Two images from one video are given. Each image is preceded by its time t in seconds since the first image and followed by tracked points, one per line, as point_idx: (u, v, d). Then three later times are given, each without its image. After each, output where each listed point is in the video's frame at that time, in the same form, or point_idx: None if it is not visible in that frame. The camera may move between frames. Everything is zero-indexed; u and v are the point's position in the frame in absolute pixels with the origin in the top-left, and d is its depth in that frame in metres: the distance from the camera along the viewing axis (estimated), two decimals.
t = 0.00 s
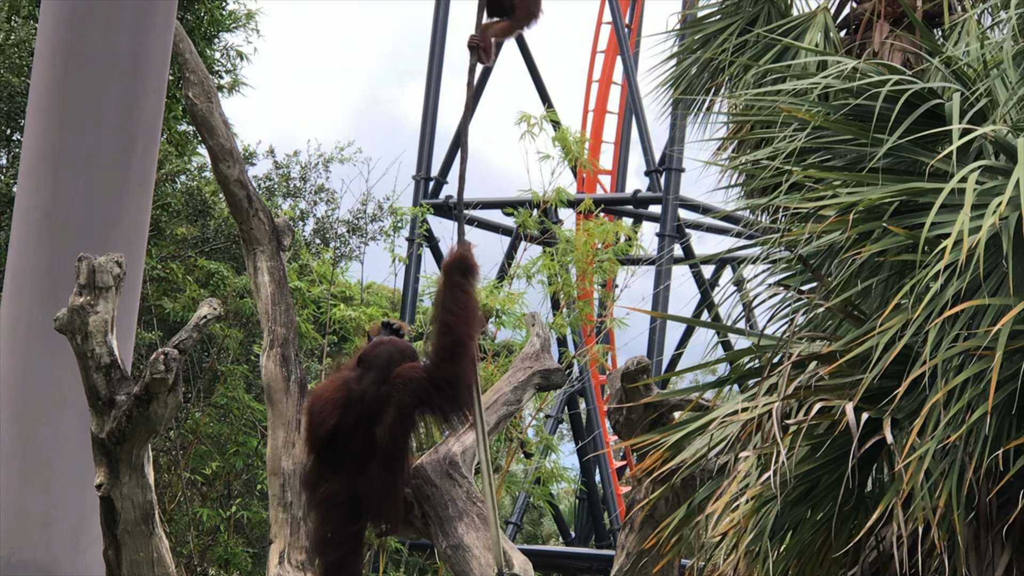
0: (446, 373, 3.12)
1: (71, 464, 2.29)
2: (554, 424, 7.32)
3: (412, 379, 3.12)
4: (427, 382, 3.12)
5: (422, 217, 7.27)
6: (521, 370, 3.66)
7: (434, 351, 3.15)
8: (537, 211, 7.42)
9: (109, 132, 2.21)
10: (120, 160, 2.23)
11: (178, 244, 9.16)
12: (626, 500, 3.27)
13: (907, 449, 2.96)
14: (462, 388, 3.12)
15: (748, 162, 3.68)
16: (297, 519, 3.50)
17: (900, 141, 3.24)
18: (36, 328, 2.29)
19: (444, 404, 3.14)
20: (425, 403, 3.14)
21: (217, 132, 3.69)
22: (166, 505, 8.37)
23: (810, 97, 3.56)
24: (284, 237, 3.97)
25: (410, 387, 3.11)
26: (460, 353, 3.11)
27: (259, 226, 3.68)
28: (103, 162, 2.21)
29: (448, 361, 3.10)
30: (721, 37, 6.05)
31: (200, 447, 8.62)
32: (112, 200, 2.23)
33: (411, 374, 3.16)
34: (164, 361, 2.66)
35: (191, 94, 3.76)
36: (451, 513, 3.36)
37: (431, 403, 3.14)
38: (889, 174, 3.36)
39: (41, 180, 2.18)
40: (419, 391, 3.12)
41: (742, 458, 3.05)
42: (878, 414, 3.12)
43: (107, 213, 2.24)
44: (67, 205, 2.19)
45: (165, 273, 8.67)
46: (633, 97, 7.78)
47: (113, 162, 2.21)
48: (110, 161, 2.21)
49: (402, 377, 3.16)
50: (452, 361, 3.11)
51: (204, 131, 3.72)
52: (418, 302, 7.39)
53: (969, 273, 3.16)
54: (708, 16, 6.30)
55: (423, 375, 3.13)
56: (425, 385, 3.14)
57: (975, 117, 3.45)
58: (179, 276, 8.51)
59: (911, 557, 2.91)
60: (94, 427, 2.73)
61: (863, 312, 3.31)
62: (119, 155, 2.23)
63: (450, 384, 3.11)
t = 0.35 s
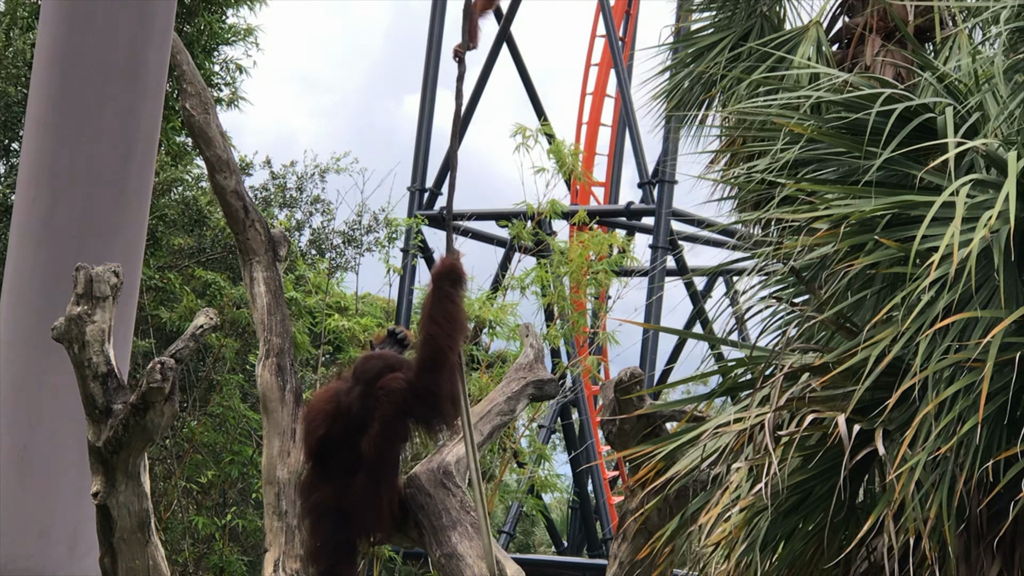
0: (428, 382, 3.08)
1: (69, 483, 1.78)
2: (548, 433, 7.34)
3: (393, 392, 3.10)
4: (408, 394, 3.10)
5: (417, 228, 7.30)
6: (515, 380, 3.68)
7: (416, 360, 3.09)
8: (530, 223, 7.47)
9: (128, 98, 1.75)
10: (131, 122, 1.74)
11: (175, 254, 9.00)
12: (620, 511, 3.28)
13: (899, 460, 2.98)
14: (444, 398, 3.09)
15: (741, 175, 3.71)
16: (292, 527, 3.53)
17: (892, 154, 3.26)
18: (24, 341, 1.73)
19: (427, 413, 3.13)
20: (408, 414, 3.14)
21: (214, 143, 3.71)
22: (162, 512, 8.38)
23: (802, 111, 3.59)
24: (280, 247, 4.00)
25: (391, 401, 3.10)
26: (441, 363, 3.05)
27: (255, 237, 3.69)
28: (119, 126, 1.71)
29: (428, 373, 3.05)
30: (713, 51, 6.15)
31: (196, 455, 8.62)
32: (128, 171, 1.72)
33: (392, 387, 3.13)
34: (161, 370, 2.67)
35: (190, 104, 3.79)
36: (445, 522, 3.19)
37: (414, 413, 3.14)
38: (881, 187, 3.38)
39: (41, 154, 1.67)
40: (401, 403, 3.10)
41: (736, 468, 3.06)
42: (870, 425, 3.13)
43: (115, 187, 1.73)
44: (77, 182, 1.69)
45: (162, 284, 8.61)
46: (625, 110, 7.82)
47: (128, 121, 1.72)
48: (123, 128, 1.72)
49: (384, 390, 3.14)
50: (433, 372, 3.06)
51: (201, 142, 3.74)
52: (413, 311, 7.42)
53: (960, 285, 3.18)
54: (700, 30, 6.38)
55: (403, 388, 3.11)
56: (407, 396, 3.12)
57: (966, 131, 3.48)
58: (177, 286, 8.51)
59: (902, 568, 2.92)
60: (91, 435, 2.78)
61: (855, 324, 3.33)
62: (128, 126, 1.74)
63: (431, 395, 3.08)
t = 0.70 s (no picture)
0: (433, 389, 3.19)
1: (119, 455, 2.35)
2: (545, 438, 7.79)
3: (402, 399, 3.20)
4: (415, 400, 3.20)
5: (428, 253, 7.70)
6: (515, 389, 4.06)
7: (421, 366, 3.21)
8: (530, 249, 7.87)
9: (161, 123, 2.19)
10: (171, 152, 2.20)
11: (212, 276, 9.81)
12: (609, 505, 3.64)
13: (858, 461, 3.35)
14: (449, 403, 3.21)
15: (720, 207, 4.11)
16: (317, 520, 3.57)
17: (851, 189, 3.67)
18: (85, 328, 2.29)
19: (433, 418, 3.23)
20: (415, 419, 3.23)
21: (248, 176, 3.82)
22: (201, 506, 9.06)
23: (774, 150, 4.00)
24: (307, 270, 4.03)
25: (400, 408, 3.19)
26: (446, 369, 3.18)
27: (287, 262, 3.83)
28: (155, 155, 2.18)
29: (434, 379, 3.16)
30: (692, 96, 6.71)
31: (231, 455, 9.32)
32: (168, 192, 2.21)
33: (400, 394, 3.22)
34: (201, 378, 2.32)
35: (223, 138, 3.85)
36: (453, 515, 3.52)
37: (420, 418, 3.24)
38: (843, 218, 3.78)
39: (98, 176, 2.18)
40: (407, 410, 3.20)
41: (711, 468, 3.43)
42: (832, 431, 3.50)
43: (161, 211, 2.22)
44: (122, 196, 2.18)
45: (202, 302, 9.29)
46: (614, 148, 8.27)
47: (163, 154, 2.19)
48: (158, 156, 2.19)
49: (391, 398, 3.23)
50: (438, 378, 3.18)
51: (234, 173, 3.82)
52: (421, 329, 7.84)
53: (912, 306, 3.57)
54: (680, 77, 6.93)
55: (410, 394, 3.20)
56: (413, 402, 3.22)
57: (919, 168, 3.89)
58: (215, 305, 9.22)
59: (858, 556, 3.31)
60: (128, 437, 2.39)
61: (819, 340, 3.72)
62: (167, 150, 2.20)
63: (436, 400, 3.19)
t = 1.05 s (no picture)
0: (445, 395, 3.38)
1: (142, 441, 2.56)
2: (542, 444, 8.06)
3: (417, 406, 3.32)
4: (427, 408, 3.35)
5: (433, 270, 7.91)
6: (513, 399, 4.27)
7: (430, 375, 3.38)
8: (528, 266, 8.12)
9: (184, 126, 2.41)
10: (191, 152, 2.42)
11: (230, 292, 10.63)
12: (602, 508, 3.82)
13: (838, 467, 3.56)
14: (458, 411, 3.42)
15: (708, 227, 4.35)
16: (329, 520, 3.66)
17: (832, 210, 3.90)
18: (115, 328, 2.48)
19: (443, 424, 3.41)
20: (427, 424, 3.37)
21: (263, 198, 4.04)
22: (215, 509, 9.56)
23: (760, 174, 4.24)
24: (319, 287, 4.21)
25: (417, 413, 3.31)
26: (454, 377, 3.38)
27: (298, 275, 4.05)
28: (180, 157, 2.40)
29: (446, 388, 3.35)
30: (682, 122, 6.98)
31: (245, 461, 9.93)
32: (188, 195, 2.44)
33: (414, 401, 3.34)
34: (219, 388, 2.59)
35: (240, 162, 4.07)
36: (456, 516, 3.73)
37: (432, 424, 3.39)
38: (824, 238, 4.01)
39: (126, 178, 2.38)
40: (418, 419, 3.33)
41: (700, 473, 3.64)
42: (813, 439, 3.71)
43: (186, 215, 2.44)
44: (148, 198, 2.38)
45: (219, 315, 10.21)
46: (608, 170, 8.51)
47: (185, 155, 2.41)
48: (180, 155, 2.40)
49: (406, 406, 3.33)
50: (448, 386, 3.37)
51: (251, 196, 4.04)
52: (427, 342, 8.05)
53: (889, 320, 3.78)
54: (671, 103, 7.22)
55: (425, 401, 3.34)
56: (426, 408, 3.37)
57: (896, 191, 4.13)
58: (231, 317, 10.08)
59: (835, 557, 3.52)
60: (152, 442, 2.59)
61: (801, 353, 3.93)
62: (190, 150, 2.42)
63: (449, 407, 3.37)
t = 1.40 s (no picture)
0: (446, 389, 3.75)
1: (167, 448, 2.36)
2: (534, 439, 8.46)
3: (418, 399, 3.70)
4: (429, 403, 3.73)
5: (434, 279, 8.26)
6: (508, 397, 4.61)
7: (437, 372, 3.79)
8: (521, 275, 8.48)
9: (217, 89, 2.09)
10: (225, 119, 2.13)
11: (248, 298, 12.43)
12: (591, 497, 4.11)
13: (806, 460, 3.88)
14: (456, 406, 3.79)
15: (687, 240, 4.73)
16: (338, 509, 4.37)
17: (800, 226, 4.27)
18: (145, 324, 2.26)
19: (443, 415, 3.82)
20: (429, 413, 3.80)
21: (279, 213, 4.40)
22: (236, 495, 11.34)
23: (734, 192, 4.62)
24: (330, 293, 4.68)
25: (416, 405, 3.70)
26: (456, 380, 3.72)
27: (310, 284, 4.51)
28: (212, 128, 2.11)
29: (445, 386, 3.71)
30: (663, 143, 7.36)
31: (262, 452, 11.62)
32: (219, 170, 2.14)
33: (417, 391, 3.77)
34: (237, 387, 2.93)
35: (257, 179, 4.42)
36: (454, 504, 4.15)
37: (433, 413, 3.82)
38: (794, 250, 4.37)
39: (157, 153, 2.08)
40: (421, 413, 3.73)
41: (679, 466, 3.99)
42: (783, 434, 4.04)
43: (215, 193, 2.14)
44: (178, 175, 2.09)
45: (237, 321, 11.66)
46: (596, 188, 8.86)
47: (219, 125, 2.11)
48: (214, 125, 2.11)
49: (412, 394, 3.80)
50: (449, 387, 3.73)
51: (268, 211, 4.42)
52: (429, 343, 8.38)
53: (853, 326, 4.12)
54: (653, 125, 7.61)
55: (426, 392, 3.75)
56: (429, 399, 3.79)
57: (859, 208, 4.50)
58: (249, 324, 11.80)
59: (802, 542, 3.84)
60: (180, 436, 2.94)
61: (772, 355, 4.28)
62: (221, 115, 2.12)
63: (447, 405, 3.74)
